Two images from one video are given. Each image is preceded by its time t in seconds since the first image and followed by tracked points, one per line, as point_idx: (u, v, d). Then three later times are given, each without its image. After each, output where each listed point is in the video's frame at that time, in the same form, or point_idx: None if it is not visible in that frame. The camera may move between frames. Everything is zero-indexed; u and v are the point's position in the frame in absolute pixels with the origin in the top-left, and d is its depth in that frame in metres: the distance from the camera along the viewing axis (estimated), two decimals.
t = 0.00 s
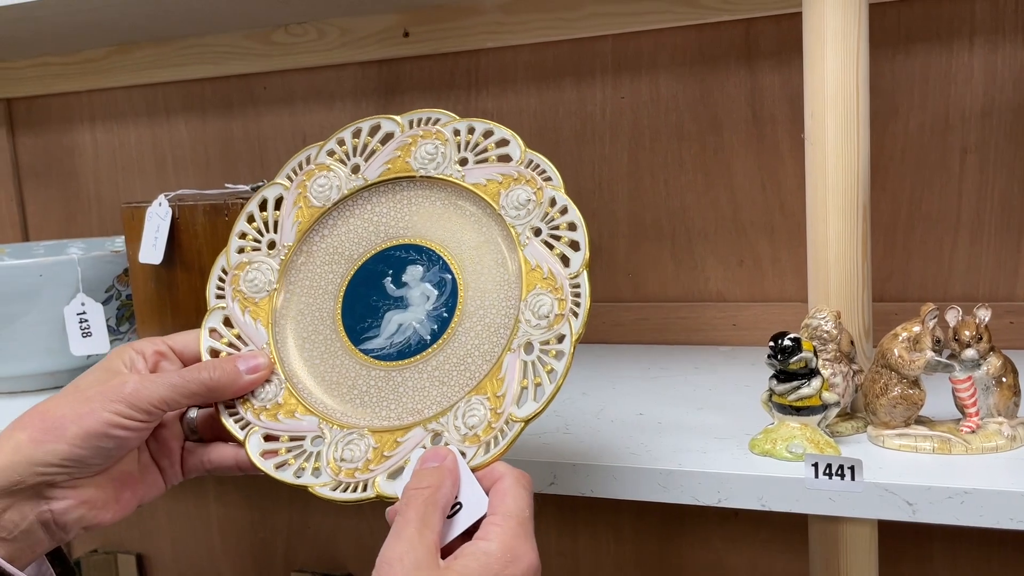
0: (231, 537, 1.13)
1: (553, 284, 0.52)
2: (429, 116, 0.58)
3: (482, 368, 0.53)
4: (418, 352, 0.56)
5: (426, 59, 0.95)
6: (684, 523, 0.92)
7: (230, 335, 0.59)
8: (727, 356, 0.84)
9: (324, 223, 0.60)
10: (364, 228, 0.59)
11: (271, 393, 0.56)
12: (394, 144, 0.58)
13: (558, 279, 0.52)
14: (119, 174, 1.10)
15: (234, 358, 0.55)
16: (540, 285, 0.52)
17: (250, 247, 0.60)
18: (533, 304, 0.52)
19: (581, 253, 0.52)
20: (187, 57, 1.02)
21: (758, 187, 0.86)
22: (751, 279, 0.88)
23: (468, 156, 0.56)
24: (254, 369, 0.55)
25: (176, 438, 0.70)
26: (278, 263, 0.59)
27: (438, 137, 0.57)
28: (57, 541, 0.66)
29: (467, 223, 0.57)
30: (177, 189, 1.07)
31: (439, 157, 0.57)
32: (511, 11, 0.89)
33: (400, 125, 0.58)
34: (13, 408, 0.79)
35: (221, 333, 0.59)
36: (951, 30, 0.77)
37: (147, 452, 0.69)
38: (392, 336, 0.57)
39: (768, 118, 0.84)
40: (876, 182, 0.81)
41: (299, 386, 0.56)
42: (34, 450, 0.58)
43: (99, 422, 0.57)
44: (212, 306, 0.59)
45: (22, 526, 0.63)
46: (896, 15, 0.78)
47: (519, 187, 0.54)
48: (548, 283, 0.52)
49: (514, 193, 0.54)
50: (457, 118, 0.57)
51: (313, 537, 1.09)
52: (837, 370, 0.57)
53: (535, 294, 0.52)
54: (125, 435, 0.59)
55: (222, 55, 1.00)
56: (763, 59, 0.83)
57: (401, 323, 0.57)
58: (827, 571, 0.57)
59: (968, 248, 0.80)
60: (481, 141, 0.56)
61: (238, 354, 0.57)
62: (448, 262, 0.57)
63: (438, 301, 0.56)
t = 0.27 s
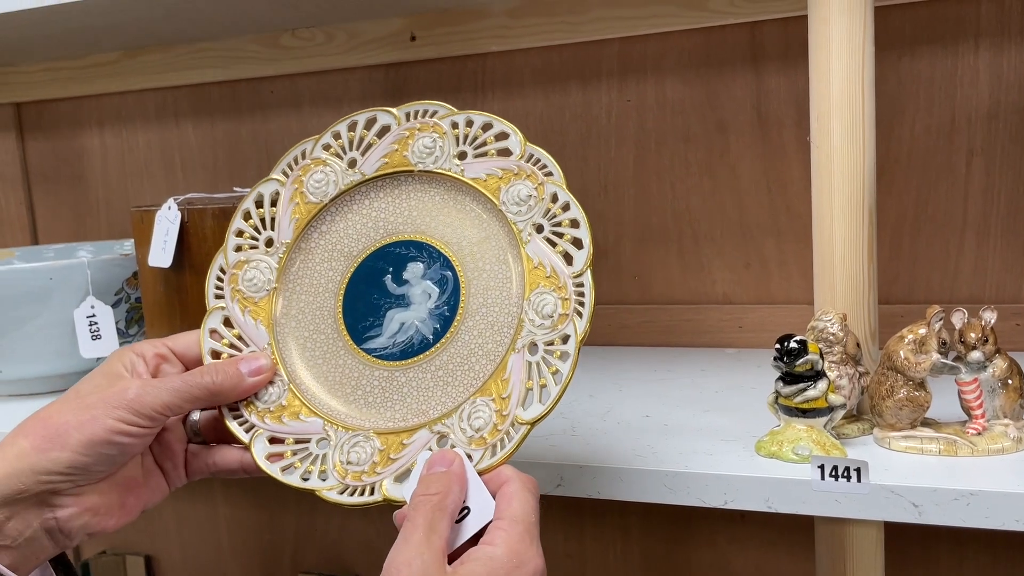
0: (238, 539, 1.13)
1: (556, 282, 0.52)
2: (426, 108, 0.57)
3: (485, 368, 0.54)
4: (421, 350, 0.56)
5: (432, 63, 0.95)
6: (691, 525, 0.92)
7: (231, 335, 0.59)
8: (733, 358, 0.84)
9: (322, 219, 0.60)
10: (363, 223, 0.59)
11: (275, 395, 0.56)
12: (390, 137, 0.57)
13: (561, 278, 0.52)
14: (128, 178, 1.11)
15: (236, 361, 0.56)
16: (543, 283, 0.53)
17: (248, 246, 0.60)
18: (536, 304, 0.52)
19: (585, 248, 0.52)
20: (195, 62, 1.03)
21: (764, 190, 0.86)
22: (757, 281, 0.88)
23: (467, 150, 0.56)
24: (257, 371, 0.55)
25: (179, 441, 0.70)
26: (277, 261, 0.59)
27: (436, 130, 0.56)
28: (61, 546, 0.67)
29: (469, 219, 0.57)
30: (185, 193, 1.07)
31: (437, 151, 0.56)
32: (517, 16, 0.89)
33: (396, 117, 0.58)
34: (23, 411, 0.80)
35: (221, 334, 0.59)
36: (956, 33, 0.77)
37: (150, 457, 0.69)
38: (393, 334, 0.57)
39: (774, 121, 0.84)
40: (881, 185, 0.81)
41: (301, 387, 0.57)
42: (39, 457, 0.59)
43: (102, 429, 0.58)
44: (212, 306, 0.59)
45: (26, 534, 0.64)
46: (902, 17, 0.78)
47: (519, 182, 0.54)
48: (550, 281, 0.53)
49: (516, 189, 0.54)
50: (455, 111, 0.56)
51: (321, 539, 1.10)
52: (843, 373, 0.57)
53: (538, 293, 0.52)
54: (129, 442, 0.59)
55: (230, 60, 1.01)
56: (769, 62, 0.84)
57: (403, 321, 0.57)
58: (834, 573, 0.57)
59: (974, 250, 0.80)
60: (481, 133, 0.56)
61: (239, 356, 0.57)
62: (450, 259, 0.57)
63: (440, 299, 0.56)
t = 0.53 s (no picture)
0: (242, 540, 1.14)
1: (559, 294, 0.54)
2: (438, 116, 0.56)
3: (485, 375, 0.55)
4: (420, 354, 0.57)
5: (435, 66, 0.95)
6: (693, 527, 0.92)
7: (227, 328, 0.58)
8: (735, 360, 0.84)
9: (326, 219, 0.59)
10: (367, 227, 0.59)
11: (270, 390, 0.56)
12: (400, 144, 0.57)
13: (565, 291, 0.53)
14: (132, 181, 1.12)
15: (233, 353, 0.55)
16: (546, 295, 0.54)
17: (249, 240, 0.59)
18: (539, 314, 0.53)
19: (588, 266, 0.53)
20: (198, 66, 1.03)
21: (767, 193, 0.86)
22: (759, 283, 0.88)
23: (477, 161, 0.56)
24: (255, 364, 0.55)
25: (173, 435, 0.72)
26: (279, 258, 0.59)
27: (447, 140, 0.56)
28: (56, 541, 0.67)
29: (472, 228, 0.58)
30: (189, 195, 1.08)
31: (447, 159, 0.57)
32: (519, 18, 0.90)
33: (407, 123, 0.57)
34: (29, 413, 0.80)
35: (218, 327, 0.58)
36: (958, 35, 0.77)
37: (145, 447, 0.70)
38: (393, 337, 0.57)
39: (776, 124, 0.84)
40: (883, 187, 0.81)
41: (297, 386, 0.57)
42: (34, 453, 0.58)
43: (96, 423, 0.57)
44: (210, 300, 0.58)
45: (23, 529, 0.63)
46: (904, 21, 0.78)
47: (527, 196, 0.55)
48: (553, 292, 0.54)
49: (524, 202, 0.55)
50: (467, 121, 0.56)
51: (324, 540, 1.10)
52: (843, 374, 0.57)
53: (541, 304, 0.54)
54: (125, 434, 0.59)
55: (234, 63, 1.02)
56: (771, 65, 0.84)
57: (403, 325, 0.57)
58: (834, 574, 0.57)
59: (977, 252, 0.80)
60: (491, 145, 0.56)
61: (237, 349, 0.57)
62: (452, 264, 0.58)
63: (442, 304, 0.57)
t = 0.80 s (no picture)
0: (246, 542, 1.14)
1: (566, 319, 0.54)
2: (452, 156, 0.59)
3: (496, 397, 0.55)
4: (434, 377, 0.57)
5: (438, 70, 0.96)
6: (696, 529, 0.92)
7: (248, 353, 0.60)
8: (737, 362, 0.84)
9: (344, 253, 0.62)
10: (382, 260, 0.62)
11: (288, 411, 0.57)
12: (417, 181, 0.60)
13: (572, 314, 0.54)
14: (138, 184, 1.12)
15: (252, 376, 0.56)
16: (554, 320, 0.55)
17: (271, 271, 0.62)
18: (547, 338, 0.54)
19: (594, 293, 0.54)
20: (203, 70, 1.04)
21: (768, 196, 0.86)
22: (761, 286, 0.88)
23: (489, 197, 0.59)
24: (272, 387, 0.56)
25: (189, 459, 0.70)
26: (299, 287, 0.61)
27: (461, 177, 0.59)
28: (70, 552, 0.66)
29: (484, 261, 0.60)
30: (194, 198, 1.09)
31: (460, 196, 0.59)
32: (521, 22, 0.90)
33: (424, 162, 0.60)
34: (35, 415, 0.81)
35: (239, 351, 0.60)
36: (959, 38, 0.77)
37: (157, 469, 0.68)
38: (408, 362, 0.58)
39: (777, 127, 0.85)
40: (884, 189, 0.82)
41: (314, 408, 0.57)
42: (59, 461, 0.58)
43: (122, 434, 0.58)
44: (232, 325, 0.60)
45: (36, 538, 0.62)
46: (905, 23, 0.79)
47: (537, 229, 0.57)
48: (561, 318, 0.54)
49: (533, 234, 0.57)
50: (480, 161, 0.59)
51: (328, 543, 1.10)
52: (843, 377, 0.57)
53: (549, 328, 0.54)
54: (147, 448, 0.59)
55: (238, 67, 1.02)
56: (772, 68, 0.84)
57: (418, 349, 0.59)
58: None
59: (978, 254, 0.80)
60: (502, 182, 0.59)
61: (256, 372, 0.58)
62: (464, 293, 0.60)
63: (456, 329, 0.59)
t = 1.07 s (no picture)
0: (249, 544, 1.14)
1: (571, 314, 0.56)
2: (452, 168, 0.60)
3: (509, 392, 0.56)
4: (449, 378, 0.58)
5: (441, 73, 0.96)
6: (698, 531, 0.92)
7: (272, 367, 0.59)
8: (740, 365, 0.84)
9: (355, 267, 0.62)
10: (394, 269, 0.62)
11: (315, 418, 0.56)
12: (420, 195, 0.61)
13: (577, 310, 0.55)
14: (142, 186, 1.13)
15: (278, 388, 0.56)
16: (560, 316, 0.56)
17: (287, 289, 0.61)
18: (554, 333, 0.55)
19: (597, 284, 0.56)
20: (208, 72, 1.04)
21: (771, 198, 0.86)
22: (764, 288, 0.88)
23: (489, 206, 0.60)
24: (299, 397, 0.55)
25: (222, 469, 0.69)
26: (317, 302, 0.60)
27: (461, 189, 0.60)
28: (114, 561, 0.65)
29: (492, 265, 0.61)
30: (198, 200, 1.09)
31: (463, 207, 0.60)
32: (525, 25, 0.90)
33: (425, 176, 0.61)
34: (40, 416, 0.81)
35: (264, 366, 0.59)
36: (961, 41, 0.77)
37: (192, 480, 0.67)
38: (424, 364, 0.59)
39: (779, 129, 0.85)
40: (886, 191, 0.82)
41: (339, 415, 0.57)
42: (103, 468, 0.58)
43: (165, 445, 0.58)
44: (254, 341, 0.59)
45: (83, 546, 0.62)
46: (907, 26, 0.79)
47: (536, 232, 0.58)
48: (567, 314, 0.56)
49: (533, 237, 0.58)
50: (478, 172, 0.60)
51: (330, 544, 1.10)
52: (846, 379, 0.58)
53: (556, 323, 0.56)
54: (190, 459, 0.59)
55: (243, 69, 1.02)
56: (775, 71, 0.84)
57: (433, 353, 0.59)
58: None
59: (980, 257, 0.80)
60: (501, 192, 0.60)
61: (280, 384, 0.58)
62: (474, 297, 0.60)
63: (467, 333, 0.60)
